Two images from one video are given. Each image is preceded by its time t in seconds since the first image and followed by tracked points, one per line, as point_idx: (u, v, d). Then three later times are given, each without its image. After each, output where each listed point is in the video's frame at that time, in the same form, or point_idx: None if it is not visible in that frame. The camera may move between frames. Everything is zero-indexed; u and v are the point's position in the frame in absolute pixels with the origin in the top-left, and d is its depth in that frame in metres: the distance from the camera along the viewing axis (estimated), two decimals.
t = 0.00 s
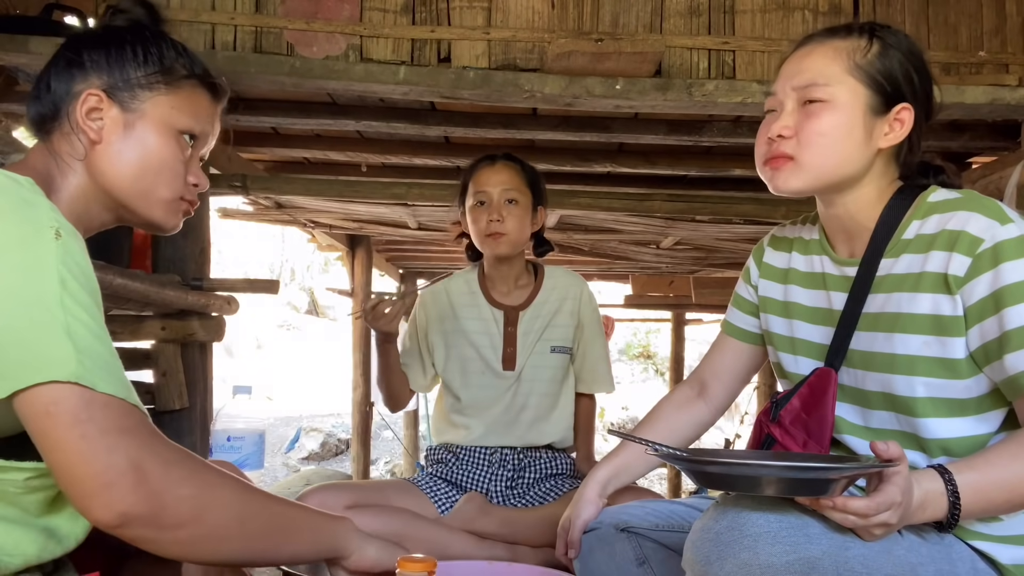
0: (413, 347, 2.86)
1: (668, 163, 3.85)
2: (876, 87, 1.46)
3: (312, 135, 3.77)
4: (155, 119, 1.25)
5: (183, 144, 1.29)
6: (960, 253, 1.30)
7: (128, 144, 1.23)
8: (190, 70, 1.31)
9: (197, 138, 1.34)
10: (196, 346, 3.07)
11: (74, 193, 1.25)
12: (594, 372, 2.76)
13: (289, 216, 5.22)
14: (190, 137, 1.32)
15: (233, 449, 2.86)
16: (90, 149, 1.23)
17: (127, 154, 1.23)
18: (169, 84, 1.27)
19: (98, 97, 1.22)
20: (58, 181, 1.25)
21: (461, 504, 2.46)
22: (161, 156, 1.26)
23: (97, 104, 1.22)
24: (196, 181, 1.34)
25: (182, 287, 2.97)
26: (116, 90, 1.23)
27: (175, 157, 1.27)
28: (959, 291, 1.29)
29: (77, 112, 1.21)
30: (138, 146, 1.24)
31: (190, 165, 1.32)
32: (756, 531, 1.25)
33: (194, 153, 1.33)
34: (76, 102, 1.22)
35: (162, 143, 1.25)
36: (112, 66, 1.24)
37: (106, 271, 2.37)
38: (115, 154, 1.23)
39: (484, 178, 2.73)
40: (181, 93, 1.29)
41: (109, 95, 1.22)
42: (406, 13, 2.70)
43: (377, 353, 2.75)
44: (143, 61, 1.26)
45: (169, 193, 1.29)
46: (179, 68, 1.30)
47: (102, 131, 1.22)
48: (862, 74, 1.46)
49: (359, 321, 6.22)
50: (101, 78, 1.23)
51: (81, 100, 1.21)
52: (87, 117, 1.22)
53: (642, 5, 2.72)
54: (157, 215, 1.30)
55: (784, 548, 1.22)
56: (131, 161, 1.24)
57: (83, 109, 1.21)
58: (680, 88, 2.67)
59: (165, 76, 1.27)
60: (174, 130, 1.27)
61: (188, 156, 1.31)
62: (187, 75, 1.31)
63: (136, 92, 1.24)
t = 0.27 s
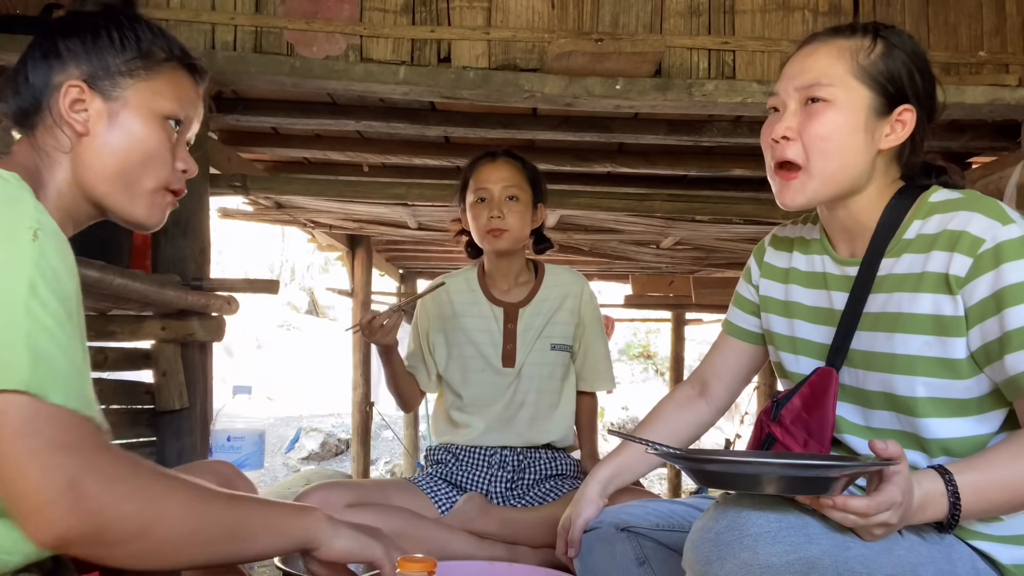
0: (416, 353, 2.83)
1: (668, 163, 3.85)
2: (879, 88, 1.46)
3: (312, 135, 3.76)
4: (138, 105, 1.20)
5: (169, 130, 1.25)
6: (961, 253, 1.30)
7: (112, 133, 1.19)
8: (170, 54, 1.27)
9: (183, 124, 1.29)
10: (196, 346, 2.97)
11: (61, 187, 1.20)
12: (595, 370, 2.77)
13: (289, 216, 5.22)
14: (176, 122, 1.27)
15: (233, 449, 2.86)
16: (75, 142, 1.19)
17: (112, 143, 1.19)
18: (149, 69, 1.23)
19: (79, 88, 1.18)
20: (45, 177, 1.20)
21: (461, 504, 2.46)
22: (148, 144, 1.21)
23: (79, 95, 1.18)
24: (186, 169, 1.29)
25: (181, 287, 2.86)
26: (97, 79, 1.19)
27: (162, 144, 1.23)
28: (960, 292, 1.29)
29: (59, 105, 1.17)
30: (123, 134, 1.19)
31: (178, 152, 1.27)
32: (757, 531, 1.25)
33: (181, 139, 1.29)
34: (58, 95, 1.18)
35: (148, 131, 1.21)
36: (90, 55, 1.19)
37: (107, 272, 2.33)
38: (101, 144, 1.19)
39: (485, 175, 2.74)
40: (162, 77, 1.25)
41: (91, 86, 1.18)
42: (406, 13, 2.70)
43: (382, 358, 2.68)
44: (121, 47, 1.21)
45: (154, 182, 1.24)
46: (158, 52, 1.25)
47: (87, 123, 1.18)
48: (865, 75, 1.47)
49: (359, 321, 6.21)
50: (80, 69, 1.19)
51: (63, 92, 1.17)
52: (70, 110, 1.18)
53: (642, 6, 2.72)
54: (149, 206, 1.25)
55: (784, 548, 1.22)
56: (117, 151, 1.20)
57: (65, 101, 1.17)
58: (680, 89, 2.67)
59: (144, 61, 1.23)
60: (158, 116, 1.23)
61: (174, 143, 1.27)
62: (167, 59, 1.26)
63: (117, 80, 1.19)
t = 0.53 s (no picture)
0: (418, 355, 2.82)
1: (667, 163, 3.85)
2: (882, 87, 1.46)
3: (312, 134, 3.77)
4: (103, 69, 1.15)
5: (138, 89, 1.21)
6: (961, 252, 1.30)
7: (80, 100, 1.14)
8: (119, 10, 1.21)
9: (151, 85, 1.24)
10: (196, 345, 2.97)
11: (39, 165, 1.15)
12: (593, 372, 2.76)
13: (289, 216, 5.22)
14: (143, 85, 1.23)
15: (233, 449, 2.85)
16: (45, 119, 1.13)
17: (85, 113, 1.14)
18: (104, 30, 1.17)
19: (37, 62, 1.11)
20: (14, 157, 1.13)
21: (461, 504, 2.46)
22: (122, 109, 1.17)
23: (39, 70, 1.11)
24: (161, 129, 1.25)
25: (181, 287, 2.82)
26: (55, 49, 1.12)
27: (137, 107, 1.19)
28: (960, 291, 1.29)
29: (19, 81, 1.10)
30: (96, 103, 1.15)
31: (154, 113, 1.23)
32: (756, 531, 1.25)
33: (151, 100, 1.24)
34: (12, 70, 1.11)
35: (120, 96, 1.17)
36: (40, 23, 1.13)
37: (107, 272, 2.32)
38: (74, 117, 1.14)
39: (487, 174, 2.74)
40: (118, 37, 1.19)
41: (48, 58, 1.12)
42: (406, 13, 2.70)
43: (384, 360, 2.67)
44: (70, 10, 1.15)
45: (137, 146, 1.20)
46: (109, 10, 1.20)
47: (52, 97, 1.12)
48: (867, 74, 1.47)
49: (359, 321, 6.21)
50: (33, 41, 1.12)
51: (20, 67, 1.10)
52: (33, 85, 1.11)
53: (642, 5, 2.72)
54: (132, 172, 1.22)
55: (784, 548, 1.22)
56: (93, 121, 1.15)
57: (26, 77, 1.11)
58: (680, 89, 2.67)
59: (98, 21, 1.17)
60: (125, 79, 1.18)
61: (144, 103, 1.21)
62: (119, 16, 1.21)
63: (74, 46, 1.13)
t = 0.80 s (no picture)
0: (420, 358, 2.81)
1: (667, 163, 3.85)
2: (883, 87, 1.46)
3: (312, 134, 3.77)
4: (58, 32, 1.12)
5: (99, 51, 1.16)
6: (961, 252, 1.30)
7: (38, 68, 1.10)
8: None
9: (114, 45, 1.20)
10: (196, 345, 2.97)
11: (7, 145, 1.13)
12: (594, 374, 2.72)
13: (289, 216, 5.22)
14: (105, 45, 1.18)
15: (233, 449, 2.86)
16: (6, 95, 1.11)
17: (46, 81, 1.11)
18: None
19: None
20: None
21: (461, 504, 2.46)
22: (83, 73, 1.13)
23: None
24: (131, 93, 1.20)
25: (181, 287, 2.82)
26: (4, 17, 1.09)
27: (99, 70, 1.14)
28: (960, 290, 1.29)
29: None
30: (55, 69, 1.11)
31: (118, 74, 1.18)
32: (756, 531, 1.25)
33: (117, 62, 1.20)
34: None
35: (80, 58, 1.12)
36: None
37: (107, 272, 2.31)
38: (35, 89, 1.11)
39: (492, 175, 2.74)
40: None
41: None
42: (406, 13, 2.70)
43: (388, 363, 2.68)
44: None
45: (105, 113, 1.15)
46: None
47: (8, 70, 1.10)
48: (868, 75, 1.47)
49: (359, 321, 6.21)
50: None
51: None
52: None
53: (642, 6, 2.72)
54: (106, 145, 1.17)
55: (784, 548, 1.22)
56: (55, 89, 1.11)
57: None
58: (679, 89, 2.67)
59: None
60: (84, 39, 1.14)
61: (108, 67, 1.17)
62: None
63: (24, 12, 1.10)
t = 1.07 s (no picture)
0: (422, 361, 2.82)
1: (667, 163, 3.85)
2: (887, 86, 1.46)
3: (312, 134, 3.77)
4: (21, 8, 1.10)
5: (64, 29, 1.16)
6: (960, 250, 1.30)
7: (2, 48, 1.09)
8: None
9: (74, 21, 1.19)
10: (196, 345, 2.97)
11: None
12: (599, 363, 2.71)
13: (289, 216, 5.22)
14: (67, 20, 1.18)
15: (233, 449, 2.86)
16: None
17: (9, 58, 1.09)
18: None
19: None
20: None
21: (461, 504, 2.46)
22: (49, 52, 1.12)
23: None
24: (97, 70, 1.20)
25: (181, 287, 2.81)
26: None
27: (64, 46, 1.13)
28: (960, 288, 1.29)
29: None
30: (21, 49, 1.10)
31: (82, 48, 1.17)
32: (756, 532, 1.25)
33: (79, 39, 1.19)
34: None
35: (43, 37, 1.11)
36: None
37: (107, 272, 2.31)
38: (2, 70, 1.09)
39: (500, 179, 2.72)
40: None
41: None
42: (406, 13, 2.70)
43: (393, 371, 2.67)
44: None
45: (78, 94, 1.15)
46: None
47: None
48: (872, 72, 1.47)
49: (359, 321, 6.21)
50: None
51: None
52: None
53: (642, 6, 2.72)
54: (80, 123, 1.17)
55: (785, 548, 1.22)
56: (24, 69, 1.10)
57: None
58: (679, 89, 2.67)
59: None
60: (46, 17, 1.13)
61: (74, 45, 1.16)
62: None
63: None
